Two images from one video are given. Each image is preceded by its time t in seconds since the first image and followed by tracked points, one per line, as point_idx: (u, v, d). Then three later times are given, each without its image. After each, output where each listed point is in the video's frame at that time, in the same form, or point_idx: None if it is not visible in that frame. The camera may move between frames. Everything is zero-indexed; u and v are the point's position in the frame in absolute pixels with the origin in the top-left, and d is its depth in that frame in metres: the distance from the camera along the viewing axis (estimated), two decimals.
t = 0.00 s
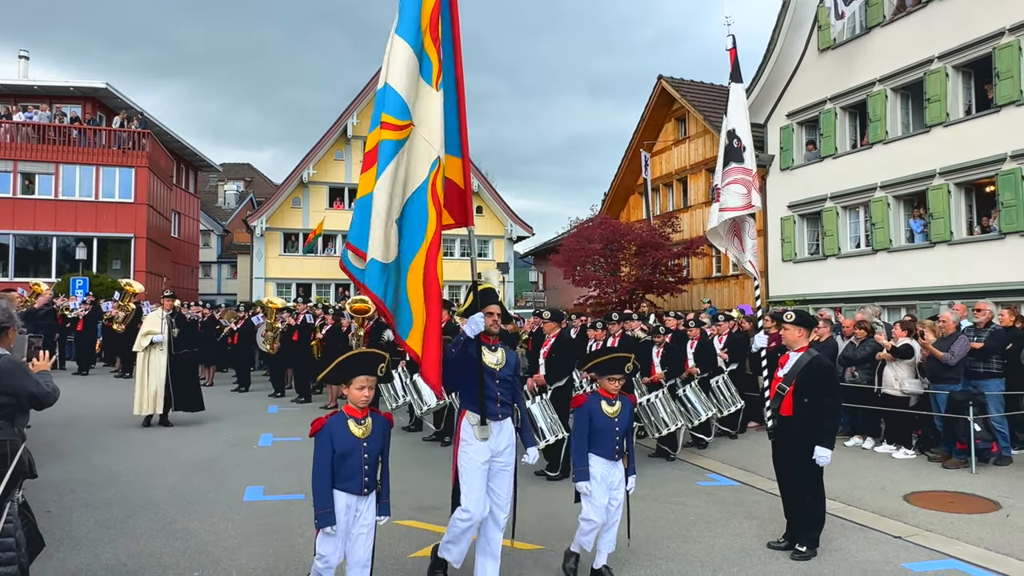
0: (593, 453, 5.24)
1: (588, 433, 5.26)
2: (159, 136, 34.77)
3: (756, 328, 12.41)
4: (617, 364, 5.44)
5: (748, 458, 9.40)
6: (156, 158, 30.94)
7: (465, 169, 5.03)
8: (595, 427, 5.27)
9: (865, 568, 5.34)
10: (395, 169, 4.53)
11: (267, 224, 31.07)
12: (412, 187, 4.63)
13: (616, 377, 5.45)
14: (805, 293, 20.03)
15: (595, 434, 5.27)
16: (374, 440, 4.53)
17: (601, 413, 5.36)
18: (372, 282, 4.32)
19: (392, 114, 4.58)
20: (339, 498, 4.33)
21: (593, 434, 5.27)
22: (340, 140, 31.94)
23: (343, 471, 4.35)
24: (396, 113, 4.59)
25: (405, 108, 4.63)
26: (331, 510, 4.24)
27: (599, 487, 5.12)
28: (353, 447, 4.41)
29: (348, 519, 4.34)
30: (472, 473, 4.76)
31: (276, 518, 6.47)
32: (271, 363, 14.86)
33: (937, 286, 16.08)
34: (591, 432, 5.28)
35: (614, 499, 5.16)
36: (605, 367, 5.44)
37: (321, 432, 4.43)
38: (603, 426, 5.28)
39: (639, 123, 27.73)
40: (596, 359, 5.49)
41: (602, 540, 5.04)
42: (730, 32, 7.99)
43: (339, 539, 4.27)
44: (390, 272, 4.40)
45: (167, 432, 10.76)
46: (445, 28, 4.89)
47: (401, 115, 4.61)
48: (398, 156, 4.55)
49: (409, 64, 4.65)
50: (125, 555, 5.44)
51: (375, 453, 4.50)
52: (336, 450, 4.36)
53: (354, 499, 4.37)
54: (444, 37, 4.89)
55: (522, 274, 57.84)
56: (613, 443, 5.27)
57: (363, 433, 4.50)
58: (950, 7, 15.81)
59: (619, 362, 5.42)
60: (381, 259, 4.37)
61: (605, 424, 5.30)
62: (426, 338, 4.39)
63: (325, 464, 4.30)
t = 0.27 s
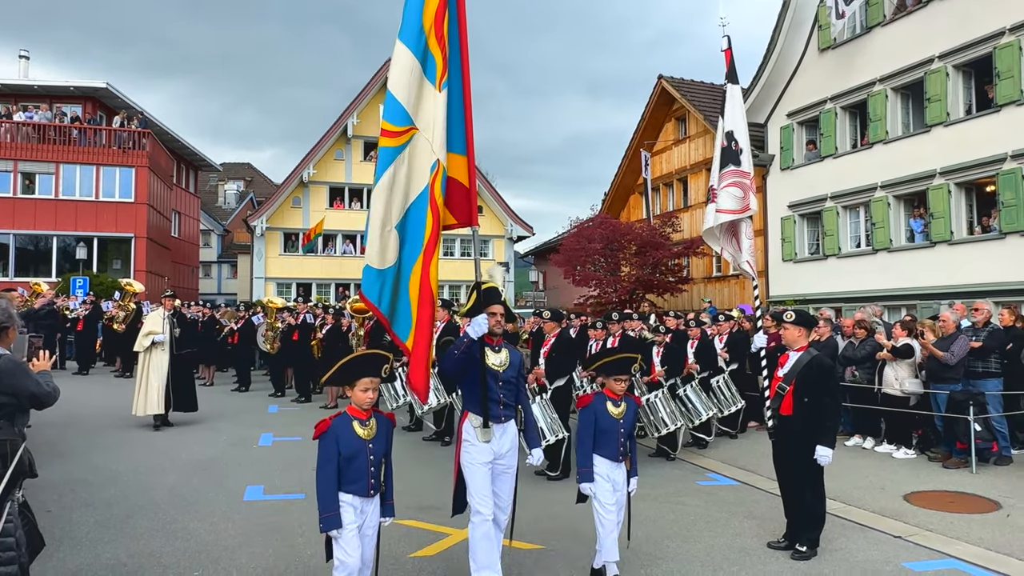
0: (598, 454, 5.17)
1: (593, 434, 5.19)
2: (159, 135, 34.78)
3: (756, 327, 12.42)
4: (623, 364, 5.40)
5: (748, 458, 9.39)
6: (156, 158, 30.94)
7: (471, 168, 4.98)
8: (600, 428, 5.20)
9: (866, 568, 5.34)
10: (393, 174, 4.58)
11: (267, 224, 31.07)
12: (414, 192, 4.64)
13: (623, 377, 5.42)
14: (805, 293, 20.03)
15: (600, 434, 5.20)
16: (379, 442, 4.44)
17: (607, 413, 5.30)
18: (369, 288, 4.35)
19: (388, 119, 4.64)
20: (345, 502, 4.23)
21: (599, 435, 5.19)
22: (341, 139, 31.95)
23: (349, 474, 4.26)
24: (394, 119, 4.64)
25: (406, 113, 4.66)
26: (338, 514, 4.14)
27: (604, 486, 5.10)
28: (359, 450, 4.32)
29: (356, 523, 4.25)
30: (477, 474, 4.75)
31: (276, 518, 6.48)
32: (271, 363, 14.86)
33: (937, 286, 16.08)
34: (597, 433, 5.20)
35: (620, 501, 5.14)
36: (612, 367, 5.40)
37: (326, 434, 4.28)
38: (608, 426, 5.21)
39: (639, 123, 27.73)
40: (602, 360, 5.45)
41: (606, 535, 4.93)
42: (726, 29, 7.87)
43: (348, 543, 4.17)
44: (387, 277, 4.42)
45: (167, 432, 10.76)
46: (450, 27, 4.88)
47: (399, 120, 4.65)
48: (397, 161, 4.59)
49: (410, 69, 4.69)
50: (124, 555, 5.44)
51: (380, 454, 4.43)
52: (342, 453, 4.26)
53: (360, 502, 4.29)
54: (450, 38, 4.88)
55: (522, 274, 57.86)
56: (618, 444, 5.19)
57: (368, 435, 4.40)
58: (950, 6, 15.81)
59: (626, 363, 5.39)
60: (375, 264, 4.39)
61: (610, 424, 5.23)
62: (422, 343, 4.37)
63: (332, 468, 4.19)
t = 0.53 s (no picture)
0: (609, 462, 4.92)
1: (603, 440, 4.93)
2: (160, 135, 34.78)
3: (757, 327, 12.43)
4: (634, 368, 5.07)
5: (749, 458, 9.39)
6: (156, 158, 30.94)
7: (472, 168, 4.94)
8: (610, 434, 4.94)
9: (866, 568, 5.34)
10: (395, 176, 4.57)
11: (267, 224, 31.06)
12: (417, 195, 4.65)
13: (632, 381, 5.14)
14: (806, 293, 20.03)
15: (611, 440, 4.94)
16: (385, 446, 4.25)
17: (616, 418, 5.03)
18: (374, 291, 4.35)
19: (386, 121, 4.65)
20: (354, 510, 4.05)
21: (609, 441, 4.93)
22: (341, 139, 31.95)
23: (356, 481, 4.07)
24: (393, 121, 4.66)
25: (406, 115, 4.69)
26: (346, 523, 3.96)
27: (617, 495, 4.82)
28: (366, 455, 4.13)
29: (365, 532, 4.08)
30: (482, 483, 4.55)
31: (277, 517, 6.48)
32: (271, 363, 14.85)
33: (937, 286, 16.08)
34: (607, 439, 4.94)
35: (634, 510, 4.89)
36: (622, 370, 5.10)
37: (329, 442, 4.08)
38: (619, 432, 4.96)
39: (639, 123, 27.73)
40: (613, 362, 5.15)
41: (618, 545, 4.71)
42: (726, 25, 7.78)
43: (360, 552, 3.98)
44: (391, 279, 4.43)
45: (167, 432, 10.76)
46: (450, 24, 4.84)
47: (398, 122, 4.67)
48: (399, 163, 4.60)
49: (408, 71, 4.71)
50: (125, 555, 5.44)
51: (386, 459, 4.24)
52: (348, 461, 4.06)
53: (369, 509, 4.11)
54: (449, 35, 4.85)
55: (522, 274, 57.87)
56: (628, 450, 4.96)
57: (373, 440, 4.21)
58: (950, 6, 15.81)
59: (637, 366, 5.06)
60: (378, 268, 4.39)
61: (620, 430, 4.98)
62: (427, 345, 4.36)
63: (339, 476, 4.00)
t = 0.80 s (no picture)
0: (619, 466, 4.80)
1: (613, 444, 4.81)
2: (160, 135, 34.78)
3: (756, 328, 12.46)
4: (640, 369, 4.95)
5: (749, 458, 9.39)
6: (156, 158, 30.94)
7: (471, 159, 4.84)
8: (620, 437, 4.82)
9: (866, 568, 5.34)
10: (395, 171, 4.61)
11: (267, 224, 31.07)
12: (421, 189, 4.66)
13: (638, 383, 5.01)
14: (805, 293, 20.04)
15: (621, 443, 4.82)
16: (390, 448, 4.16)
17: (624, 421, 4.92)
18: (376, 285, 4.39)
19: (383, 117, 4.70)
20: (362, 516, 3.96)
21: (619, 445, 4.82)
22: (341, 139, 31.95)
23: (362, 486, 3.98)
24: (392, 115, 4.70)
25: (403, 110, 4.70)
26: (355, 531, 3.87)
27: (631, 501, 4.71)
28: (371, 459, 4.04)
29: (374, 538, 3.98)
30: (483, 484, 4.52)
31: (277, 517, 6.48)
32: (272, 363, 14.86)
33: (937, 286, 16.08)
34: (616, 442, 4.83)
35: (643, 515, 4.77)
36: (628, 371, 4.97)
37: (332, 448, 3.97)
38: (629, 435, 4.84)
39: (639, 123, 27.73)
40: (618, 364, 5.03)
41: (626, 554, 4.62)
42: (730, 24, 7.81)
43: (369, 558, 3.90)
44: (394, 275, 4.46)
45: (167, 432, 10.76)
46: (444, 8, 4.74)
47: (397, 117, 4.70)
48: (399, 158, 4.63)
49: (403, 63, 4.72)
50: (125, 555, 5.44)
51: (391, 461, 4.15)
52: (353, 465, 3.97)
53: (377, 514, 4.02)
54: (444, 20, 4.77)
55: (522, 274, 57.85)
56: (639, 453, 4.83)
57: (377, 442, 4.12)
58: (951, 6, 15.79)
59: (643, 367, 4.93)
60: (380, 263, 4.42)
61: (629, 433, 4.86)
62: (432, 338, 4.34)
63: (345, 481, 3.90)
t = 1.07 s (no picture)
0: (623, 469, 4.78)
1: (617, 445, 4.79)
2: (159, 136, 34.79)
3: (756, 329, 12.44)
4: (643, 369, 4.95)
5: (748, 459, 9.40)
6: (155, 159, 30.93)
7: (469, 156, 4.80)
8: (624, 439, 4.80)
9: (865, 568, 5.34)
10: (391, 169, 4.59)
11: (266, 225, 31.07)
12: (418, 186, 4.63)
13: (642, 383, 5.00)
14: (805, 293, 20.05)
15: (624, 445, 4.80)
16: (392, 451, 4.16)
17: (628, 422, 4.89)
18: (372, 285, 4.40)
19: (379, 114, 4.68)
20: (362, 520, 3.96)
21: (622, 447, 4.80)
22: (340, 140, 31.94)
23: (363, 489, 3.98)
24: (389, 113, 4.68)
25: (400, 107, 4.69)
26: (356, 535, 3.86)
27: (633, 505, 4.71)
28: (371, 462, 4.03)
29: (374, 542, 3.99)
30: (486, 486, 4.52)
31: (277, 518, 6.49)
32: (271, 363, 14.87)
33: (936, 287, 16.09)
34: (620, 444, 4.80)
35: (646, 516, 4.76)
36: (631, 372, 4.96)
37: (332, 450, 3.96)
38: (632, 437, 4.82)
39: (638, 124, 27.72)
40: (621, 364, 5.00)
41: (627, 557, 4.60)
42: (731, 24, 7.82)
43: (368, 563, 3.91)
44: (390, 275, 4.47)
45: (166, 433, 10.75)
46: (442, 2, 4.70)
47: (394, 113, 4.68)
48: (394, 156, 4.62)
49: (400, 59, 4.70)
50: (124, 556, 5.44)
51: (393, 464, 4.14)
52: (354, 468, 3.97)
53: (378, 518, 4.02)
54: (442, 14, 4.72)
55: (521, 275, 57.90)
56: (643, 455, 4.82)
57: (379, 445, 4.11)
58: (950, 6, 15.78)
59: (646, 367, 4.94)
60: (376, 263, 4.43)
61: (633, 435, 4.84)
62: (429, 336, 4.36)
63: (345, 485, 3.90)
